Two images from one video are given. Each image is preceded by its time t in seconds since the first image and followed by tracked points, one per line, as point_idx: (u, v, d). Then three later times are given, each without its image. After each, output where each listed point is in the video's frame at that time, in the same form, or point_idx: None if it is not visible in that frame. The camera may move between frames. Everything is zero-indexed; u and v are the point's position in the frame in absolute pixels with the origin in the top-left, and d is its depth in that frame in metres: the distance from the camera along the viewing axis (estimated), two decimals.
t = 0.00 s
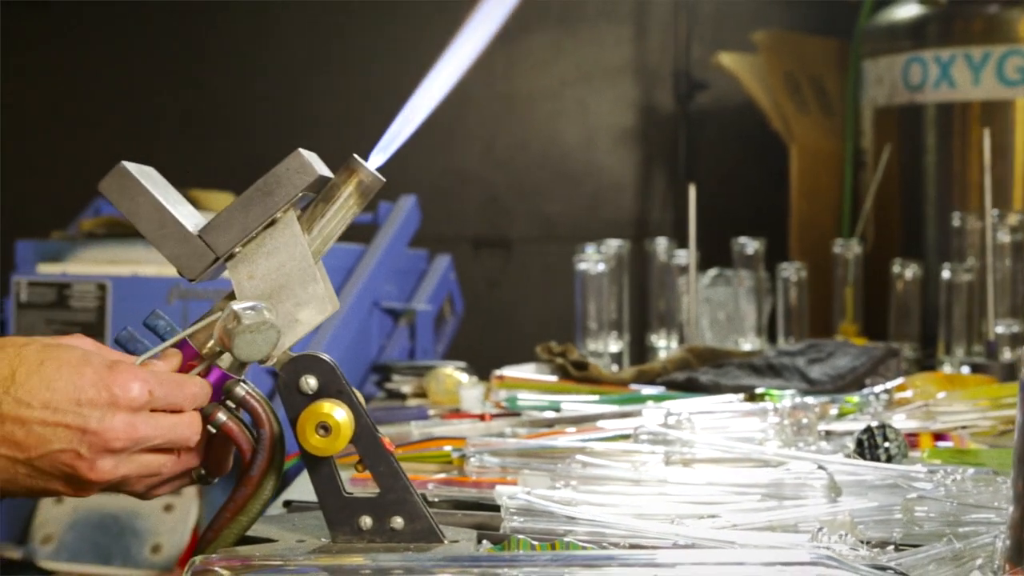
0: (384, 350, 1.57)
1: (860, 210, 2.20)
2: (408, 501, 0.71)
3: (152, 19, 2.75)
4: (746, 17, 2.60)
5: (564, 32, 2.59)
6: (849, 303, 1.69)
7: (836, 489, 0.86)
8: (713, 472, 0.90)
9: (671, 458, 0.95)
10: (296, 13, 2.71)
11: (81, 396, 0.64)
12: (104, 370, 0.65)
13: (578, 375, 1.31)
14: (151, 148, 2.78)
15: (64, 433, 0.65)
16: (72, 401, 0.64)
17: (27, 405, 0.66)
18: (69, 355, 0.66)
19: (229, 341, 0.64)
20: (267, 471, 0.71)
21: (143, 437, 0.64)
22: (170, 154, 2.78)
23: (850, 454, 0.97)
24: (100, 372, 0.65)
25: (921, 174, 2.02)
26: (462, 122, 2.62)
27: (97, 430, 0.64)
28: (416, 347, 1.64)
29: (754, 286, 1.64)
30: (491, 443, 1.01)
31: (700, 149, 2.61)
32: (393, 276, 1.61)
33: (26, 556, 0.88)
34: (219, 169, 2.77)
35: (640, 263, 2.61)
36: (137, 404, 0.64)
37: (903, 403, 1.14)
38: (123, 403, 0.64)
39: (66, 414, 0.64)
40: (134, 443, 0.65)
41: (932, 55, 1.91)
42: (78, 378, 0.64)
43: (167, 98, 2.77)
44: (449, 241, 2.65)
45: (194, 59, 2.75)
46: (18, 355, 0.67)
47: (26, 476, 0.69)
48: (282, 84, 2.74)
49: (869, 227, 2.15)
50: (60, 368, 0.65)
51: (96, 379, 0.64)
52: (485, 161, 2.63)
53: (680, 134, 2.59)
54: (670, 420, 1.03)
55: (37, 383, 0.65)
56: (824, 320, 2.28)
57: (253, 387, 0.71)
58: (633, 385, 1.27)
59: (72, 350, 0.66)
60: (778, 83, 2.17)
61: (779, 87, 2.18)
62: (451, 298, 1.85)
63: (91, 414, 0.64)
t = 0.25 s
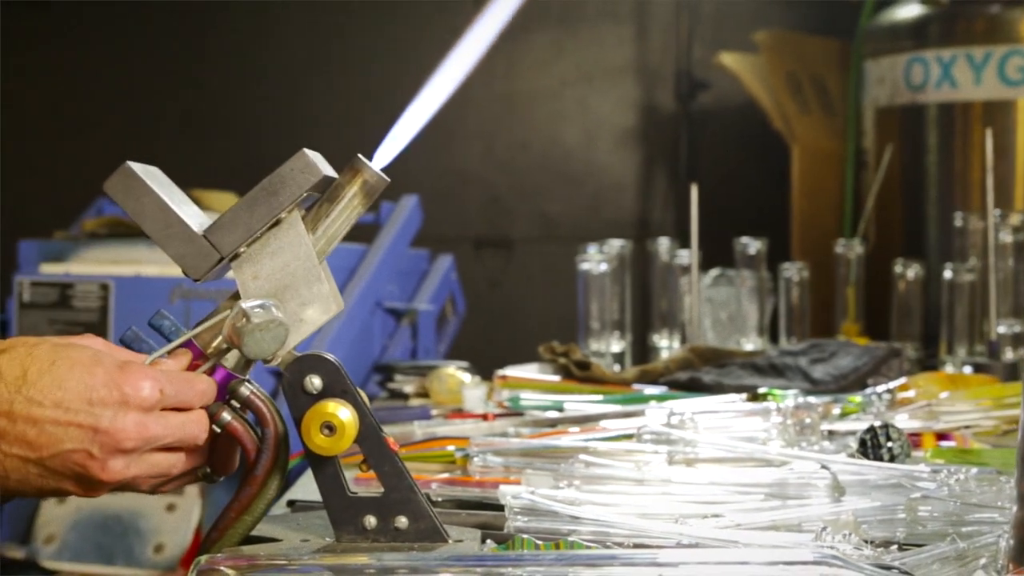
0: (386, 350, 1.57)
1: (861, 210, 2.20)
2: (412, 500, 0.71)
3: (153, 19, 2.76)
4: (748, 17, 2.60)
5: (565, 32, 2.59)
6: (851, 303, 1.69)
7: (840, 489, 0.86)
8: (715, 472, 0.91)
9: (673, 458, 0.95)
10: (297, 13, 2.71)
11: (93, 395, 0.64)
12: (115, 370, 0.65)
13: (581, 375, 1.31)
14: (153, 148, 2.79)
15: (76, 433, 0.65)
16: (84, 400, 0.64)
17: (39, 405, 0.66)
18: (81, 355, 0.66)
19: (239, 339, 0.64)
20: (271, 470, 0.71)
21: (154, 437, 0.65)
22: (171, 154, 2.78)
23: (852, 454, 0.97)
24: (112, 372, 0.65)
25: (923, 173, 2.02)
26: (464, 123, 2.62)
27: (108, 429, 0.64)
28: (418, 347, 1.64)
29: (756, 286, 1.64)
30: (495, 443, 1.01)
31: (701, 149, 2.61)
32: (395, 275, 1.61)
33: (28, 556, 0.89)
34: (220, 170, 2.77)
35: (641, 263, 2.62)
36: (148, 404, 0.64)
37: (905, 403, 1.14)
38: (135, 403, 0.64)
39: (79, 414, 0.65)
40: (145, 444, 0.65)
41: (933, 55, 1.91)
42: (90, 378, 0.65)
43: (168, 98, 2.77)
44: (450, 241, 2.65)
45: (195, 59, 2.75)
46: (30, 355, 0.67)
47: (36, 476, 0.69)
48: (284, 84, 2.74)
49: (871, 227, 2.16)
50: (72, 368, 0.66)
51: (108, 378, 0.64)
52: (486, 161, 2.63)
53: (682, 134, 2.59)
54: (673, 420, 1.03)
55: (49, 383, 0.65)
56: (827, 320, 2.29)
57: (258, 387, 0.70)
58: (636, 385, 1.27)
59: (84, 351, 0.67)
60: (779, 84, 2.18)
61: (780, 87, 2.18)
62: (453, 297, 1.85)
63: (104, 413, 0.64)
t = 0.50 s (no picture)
0: (387, 350, 1.57)
1: (861, 212, 2.21)
2: (414, 500, 0.71)
3: (154, 20, 2.76)
4: (749, 17, 2.60)
5: (565, 32, 2.59)
6: (853, 303, 1.70)
7: (841, 489, 0.86)
8: (717, 471, 0.91)
9: (675, 457, 0.95)
10: (298, 13, 2.71)
11: (98, 394, 0.64)
12: (121, 369, 0.65)
13: (583, 374, 1.31)
14: (153, 149, 2.79)
15: (82, 433, 0.65)
16: (90, 400, 0.64)
17: (45, 404, 0.66)
18: (86, 355, 0.66)
19: (244, 338, 0.64)
20: (274, 470, 0.71)
21: (160, 436, 0.65)
22: (172, 155, 2.79)
23: (854, 453, 0.97)
24: (116, 371, 0.65)
25: (924, 173, 2.03)
26: (464, 123, 2.62)
27: (114, 429, 0.64)
28: (419, 347, 1.65)
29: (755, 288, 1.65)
30: (496, 442, 1.01)
31: (701, 149, 2.62)
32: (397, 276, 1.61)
33: (31, 555, 0.89)
34: (221, 170, 2.77)
35: (642, 263, 2.63)
36: (154, 403, 0.64)
37: (907, 403, 1.14)
38: (140, 402, 0.64)
39: (84, 414, 0.65)
40: (150, 442, 0.65)
41: (933, 55, 1.92)
42: (95, 377, 0.65)
43: (169, 99, 2.78)
44: (451, 241, 2.65)
45: (196, 60, 2.76)
46: (35, 355, 0.67)
47: (43, 476, 0.69)
48: (284, 85, 2.74)
49: (873, 227, 2.16)
50: (77, 367, 0.66)
51: (113, 378, 0.64)
52: (486, 161, 2.63)
53: (683, 134, 2.59)
54: (673, 420, 1.03)
55: (54, 382, 0.65)
56: (828, 319, 2.29)
57: (260, 387, 0.71)
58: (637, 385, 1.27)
59: (89, 350, 0.67)
60: (779, 84, 2.18)
61: (781, 87, 2.18)
62: (454, 298, 1.85)
63: (109, 412, 0.64)
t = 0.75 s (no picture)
0: (388, 350, 1.57)
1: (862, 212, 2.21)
2: (415, 500, 0.70)
3: (154, 20, 2.76)
4: (750, 18, 2.60)
5: (565, 32, 2.59)
6: (853, 303, 1.70)
7: (841, 489, 0.86)
8: (718, 471, 0.91)
9: (676, 458, 0.95)
10: (298, 13, 2.72)
11: (100, 394, 0.64)
12: (122, 369, 0.65)
13: (583, 375, 1.31)
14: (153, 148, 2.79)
15: (84, 433, 0.65)
16: (92, 399, 0.65)
17: (47, 404, 0.66)
18: (89, 355, 0.66)
19: (244, 337, 0.64)
20: (275, 470, 0.71)
21: (161, 436, 0.65)
22: (172, 155, 2.79)
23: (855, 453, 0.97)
24: (119, 371, 0.65)
25: (924, 173, 2.03)
26: (464, 123, 2.62)
27: (117, 428, 0.64)
28: (420, 347, 1.65)
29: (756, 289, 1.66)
30: (497, 442, 1.01)
31: (701, 149, 2.62)
32: (398, 276, 1.61)
33: (31, 555, 0.89)
34: (221, 170, 2.77)
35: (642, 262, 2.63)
36: (156, 403, 0.64)
37: (907, 403, 1.14)
38: (142, 402, 0.64)
39: (87, 413, 0.65)
40: (152, 442, 0.65)
41: (934, 55, 1.92)
42: (97, 377, 0.65)
43: (169, 99, 2.78)
44: (451, 241, 2.65)
45: (196, 60, 2.76)
46: (37, 355, 0.67)
47: (44, 476, 0.69)
48: (284, 85, 2.74)
49: (873, 227, 2.17)
50: (79, 368, 0.66)
51: (115, 377, 0.64)
52: (486, 161, 2.63)
53: (683, 134, 2.59)
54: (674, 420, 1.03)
55: (57, 382, 0.65)
56: (828, 319, 2.29)
57: (261, 387, 0.71)
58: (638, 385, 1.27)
59: (91, 350, 0.67)
60: (780, 84, 2.18)
61: (781, 87, 2.18)
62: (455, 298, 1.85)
63: (111, 411, 0.64)
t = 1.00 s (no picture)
0: (388, 350, 1.57)
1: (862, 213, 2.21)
2: (417, 499, 0.70)
3: (154, 21, 2.76)
4: (750, 17, 2.60)
5: (565, 32, 2.59)
6: (853, 303, 1.70)
7: (843, 489, 0.86)
8: (719, 471, 0.91)
9: (677, 458, 0.95)
10: (297, 13, 2.72)
11: (100, 396, 0.64)
12: (123, 371, 0.65)
13: (584, 375, 1.31)
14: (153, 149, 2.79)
15: (84, 435, 0.65)
16: (93, 402, 0.64)
17: (47, 406, 0.66)
18: (89, 357, 0.66)
19: (245, 340, 0.64)
20: (277, 469, 0.71)
21: (161, 440, 0.65)
22: (172, 155, 2.79)
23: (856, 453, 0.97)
24: (119, 374, 0.65)
25: (924, 172, 2.03)
26: (464, 123, 2.62)
27: (117, 431, 0.64)
28: (420, 347, 1.65)
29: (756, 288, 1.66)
30: (497, 442, 1.01)
31: (701, 150, 2.62)
32: (398, 276, 1.61)
33: (32, 555, 0.89)
34: (221, 170, 2.77)
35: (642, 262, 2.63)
36: (156, 406, 0.64)
37: (908, 403, 1.14)
38: (143, 405, 0.64)
39: (87, 416, 0.65)
40: (152, 445, 0.65)
41: (935, 55, 1.92)
42: (98, 379, 0.65)
43: (169, 99, 2.78)
44: (451, 241, 2.65)
45: (196, 60, 2.76)
46: (38, 356, 0.67)
47: (44, 477, 0.69)
48: (284, 85, 2.74)
49: (874, 227, 2.17)
50: (80, 370, 0.66)
51: (116, 380, 0.64)
52: (486, 162, 2.63)
53: (683, 134, 2.59)
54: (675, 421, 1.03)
55: (57, 384, 0.65)
56: (828, 319, 2.30)
57: (263, 387, 0.71)
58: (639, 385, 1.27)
59: (91, 352, 0.67)
60: (780, 84, 2.18)
61: (781, 87, 2.18)
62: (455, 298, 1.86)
63: (111, 415, 0.64)
